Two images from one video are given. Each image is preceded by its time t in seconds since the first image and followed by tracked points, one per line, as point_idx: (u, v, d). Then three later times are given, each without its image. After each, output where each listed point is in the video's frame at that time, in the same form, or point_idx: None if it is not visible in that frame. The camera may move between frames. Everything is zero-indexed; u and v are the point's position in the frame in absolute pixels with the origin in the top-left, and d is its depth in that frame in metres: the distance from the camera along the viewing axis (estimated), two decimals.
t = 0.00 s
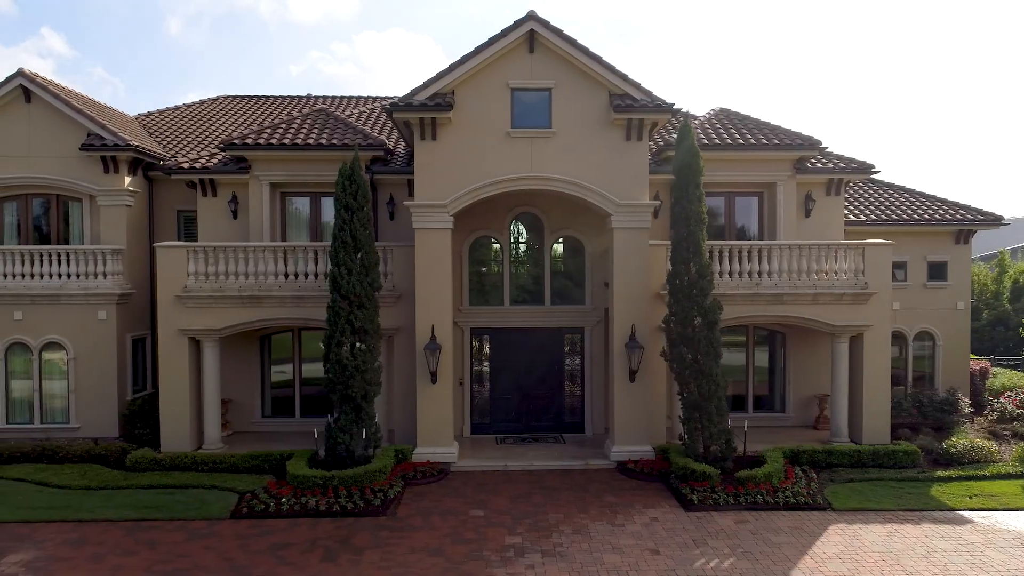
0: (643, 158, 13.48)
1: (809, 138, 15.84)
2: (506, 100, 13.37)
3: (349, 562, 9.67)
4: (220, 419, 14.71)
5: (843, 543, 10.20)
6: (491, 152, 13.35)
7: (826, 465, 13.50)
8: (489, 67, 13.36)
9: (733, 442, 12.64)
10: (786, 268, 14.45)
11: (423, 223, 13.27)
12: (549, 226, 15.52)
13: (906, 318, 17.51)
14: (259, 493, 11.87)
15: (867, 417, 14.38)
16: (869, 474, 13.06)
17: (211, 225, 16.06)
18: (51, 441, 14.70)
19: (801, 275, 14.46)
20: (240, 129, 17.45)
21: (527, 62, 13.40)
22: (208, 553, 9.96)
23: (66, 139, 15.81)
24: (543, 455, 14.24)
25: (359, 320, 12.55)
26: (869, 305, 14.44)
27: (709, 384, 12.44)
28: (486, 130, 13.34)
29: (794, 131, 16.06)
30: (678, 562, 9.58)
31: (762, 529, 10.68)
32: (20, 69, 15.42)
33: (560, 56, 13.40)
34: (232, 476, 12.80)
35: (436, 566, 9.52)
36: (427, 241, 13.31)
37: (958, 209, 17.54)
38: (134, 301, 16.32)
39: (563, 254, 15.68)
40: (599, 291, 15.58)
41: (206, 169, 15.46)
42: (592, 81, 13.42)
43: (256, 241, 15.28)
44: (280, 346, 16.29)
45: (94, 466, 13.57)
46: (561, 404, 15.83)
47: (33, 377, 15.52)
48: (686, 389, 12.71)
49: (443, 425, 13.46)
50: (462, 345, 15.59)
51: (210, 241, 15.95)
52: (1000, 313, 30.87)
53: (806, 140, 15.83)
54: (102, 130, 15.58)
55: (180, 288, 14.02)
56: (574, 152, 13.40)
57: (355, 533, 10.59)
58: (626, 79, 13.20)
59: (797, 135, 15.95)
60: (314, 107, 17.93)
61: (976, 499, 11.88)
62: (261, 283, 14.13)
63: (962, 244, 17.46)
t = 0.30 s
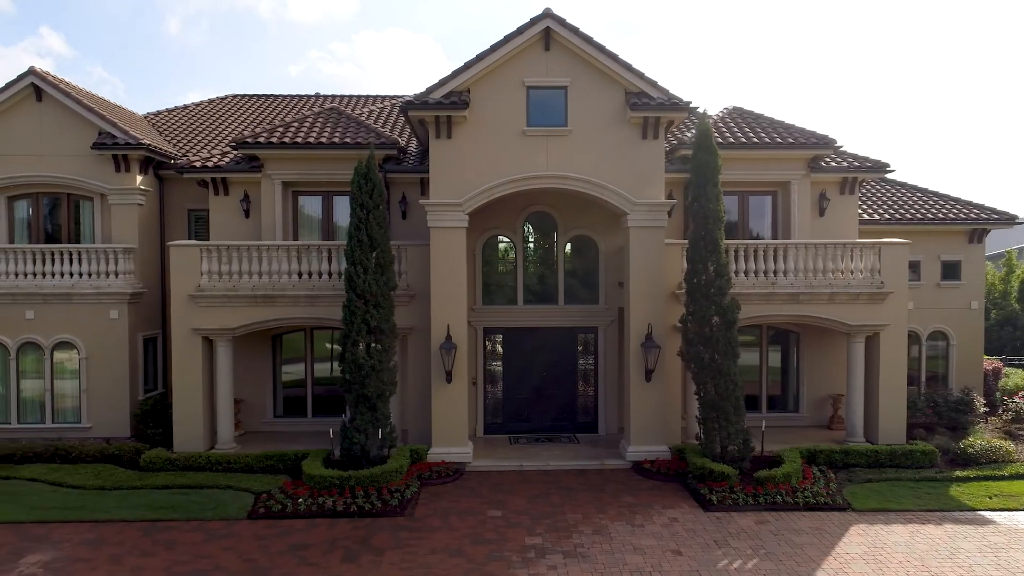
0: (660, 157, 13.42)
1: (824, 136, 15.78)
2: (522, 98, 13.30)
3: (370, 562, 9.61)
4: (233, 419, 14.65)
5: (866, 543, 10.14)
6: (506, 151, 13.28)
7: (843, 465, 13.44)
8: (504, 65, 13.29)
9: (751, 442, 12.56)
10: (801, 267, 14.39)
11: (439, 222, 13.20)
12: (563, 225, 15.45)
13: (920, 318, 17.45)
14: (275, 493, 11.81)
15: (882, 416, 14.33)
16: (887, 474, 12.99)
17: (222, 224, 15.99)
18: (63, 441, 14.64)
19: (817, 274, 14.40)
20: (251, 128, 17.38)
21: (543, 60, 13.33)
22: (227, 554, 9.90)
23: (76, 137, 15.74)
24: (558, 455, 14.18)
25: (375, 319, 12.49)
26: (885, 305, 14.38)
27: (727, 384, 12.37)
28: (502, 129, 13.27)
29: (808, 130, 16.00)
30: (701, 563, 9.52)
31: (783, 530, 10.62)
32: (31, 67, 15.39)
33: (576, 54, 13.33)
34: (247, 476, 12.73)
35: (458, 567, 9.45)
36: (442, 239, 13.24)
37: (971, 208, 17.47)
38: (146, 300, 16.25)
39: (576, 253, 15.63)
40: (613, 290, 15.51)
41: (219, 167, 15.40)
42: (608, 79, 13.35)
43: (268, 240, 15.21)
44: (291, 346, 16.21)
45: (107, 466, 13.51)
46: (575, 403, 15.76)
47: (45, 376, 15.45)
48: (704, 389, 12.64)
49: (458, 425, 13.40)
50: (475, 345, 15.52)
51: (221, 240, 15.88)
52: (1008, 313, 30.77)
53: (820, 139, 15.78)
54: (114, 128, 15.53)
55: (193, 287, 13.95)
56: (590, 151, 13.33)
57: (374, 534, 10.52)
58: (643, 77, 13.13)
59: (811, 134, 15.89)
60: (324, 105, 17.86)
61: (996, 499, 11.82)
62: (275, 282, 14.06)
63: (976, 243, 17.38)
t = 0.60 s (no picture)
0: (676, 155, 13.36)
1: (838, 135, 15.73)
2: (538, 96, 13.25)
3: (391, 563, 9.55)
4: (246, 418, 14.59)
5: (889, 543, 10.08)
6: (522, 149, 13.23)
7: (860, 465, 13.38)
8: (520, 62, 13.23)
9: (768, 442, 12.50)
10: (817, 266, 14.33)
11: (454, 220, 13.14)
12: (577, 225, 15.41)
13: (933, 317, 17.40)
14: (292, 493, 11.75)
15: (898, 416, 14.27)
16: (904, 474, 12.93)
17: (234, 223, 15.93)
18: (75, 441, 14.58)
19: (832, 273, 14.34)
20: (262, 127, 17.31)
21: (559, 58, 13.27)
22: (246, 554, 9.84)
23: (88, 136, 15.69)
24: (573, 455, 14.12)
25: (391, 318, 12.43)
26: (900, 304, 14.32)
27: (745, 383, 12.32)
28: (517, 127, 13.22)
29: (822, 128, 15.94)
30: (724, 564, 9.46)
31: (804, 530, 10.56)
32: (43, 66, 15.34)
33: (592, 52, 13.27)
34: (263, 476, 12.67)
35: (479, 567, 9.39)
36: (458, 238, 13.18)
37: (984, 207, 17.42)
38: (157, 299, 16.19)
39: (589, 252, 15.58)
40: (626, 289, 15.45)
41: (231, 166, 15.33)
42: (624, 77, 13.29)
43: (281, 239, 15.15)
44: (304, 345, 16.15)
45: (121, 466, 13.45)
46: (588, 403, 15.70)
47: (57, 375, 15.39)
48: (721, 388, 12.58)
49: (474, 424, 13.34)
50: (488, 344, 15.46)
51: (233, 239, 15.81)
52: (1016, 313, 30.69)
53: (834, 137, 15.72)
54: (126, 127, 15.48)
55: (207, 286, 13.89)
56: (606, 149, 13.28)
57: (393, 534, 10.46)
58: (660, 75, 13.08)
59: (825, 133, 15.84)
60: (335, 104, 17.79)
61: (1016, 499, 11.76)
62: (288, 281, 13.99)
63: (989, 242, 17.32)
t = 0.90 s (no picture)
0: (692, 154, 13.31)
1: (853, 133, 15.67)
2: (554, 94, 13.19)
3: (412, 563, 9.49)
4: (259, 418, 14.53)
5: (912, 544, 10.01)
6: (538, 147, 13.17)
7: (878, 465, 13.32)
8: (536, 60, 13.18)
9: (786, 442, 12.44)
10: (833, 265, 14.28)
11: (470, 219, 13.08)
12: (591, 224, 15.34)
13: (946, 317, 17.35)
14: (309, 493, 11.69)
15: (915, 416, 14.21)
16: (922, 474, 12.87)
17: (247, 222, 15.88)
18: (88, 441, 14.53)
19: (848, 272, 14.29)
20: (274, 126, 17.26)
21: (575, 56, 13.21)
22: (265, 554, 9.78)
23: (100, 134, 15.64)
24: (588, 454, 14.06)
25: (408, 318, 12.39)
26: (917, 303, 14.26)
27: (763, 383, 12.26)
28: (533, 126, 13.16)
29: (837, 127, 15.89)
30: (747, 564, 9.40)
31: (825, 530, 10.50)
32: (55, 64, 15.30)
33: (608, 50, 13.22)
34: (278, 476, 12.61)
35: (501, 567, 9.33)
36: (473, 237, 13.13)
37: (997, 206, 17.37)
38: (169, 299, 16.13)
39: (603, 251, 15.52)
40: (640, 288, 15.39)
41: (244, 165, 15.29)
42: (641, 75, 13.24)
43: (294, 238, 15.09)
44: (316, 345, 16.08)
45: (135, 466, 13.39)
46: (602, 402, 15.64)
47: (69, 375, 15.34)
48: (739, 388, 12.52)
49: (489, 424, 13.28)
50: (502, 344, 15.40)
51: (246, 238, 15.76)
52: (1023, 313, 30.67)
53: (849, 136, 15.66)
54: (138, 125, 15.43)
55: (221, 286, 13.83)
56: (623, 147, 13.22)
57: (412, 534, 10.41)
58: (677, 73, 13.03)
59: (839, 131, 15.78)
60: (347, 102, 17.74)
61: None
62: (302, 281, 13.94)
63: (1003, 241, 17.26)
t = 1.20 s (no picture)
0: (709, 152, 13.27)
1: (868, 132, 15.62)
2: (571, 93, 13.14)
3: (435, 563, 9.44)
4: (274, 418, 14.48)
5: (936, 544, 9.96)
6: (555, 146, 13.12)
7: (896, 465, 13.27)
8: (553, 58, 13.12)
9: (805, 442, 12.39)
10: (850, 264, 14.23)
11: (487, 218, 13.03)
12: (606, 223, 15.29)
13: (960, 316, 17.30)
14: (327, 493, 11.64)
15: (931, 415, 14.17)
16: (940, 474, 12.82)
17: (260, 221, 15.82)
18: (102, 441, 14.48)
19: (864, 271, 14.25)
20: (286, 124, 17.21)
21: (592, 54, 13.16)
22: (287, 555, 9.73)
23: (113, 133, 15.58)
24: (604, 454, 14.01)
25: (425, 317, 12.35)
26: (933, 302, 14.21)
27: (781, 383, 12.22)
28: (550, 124, 13.11)
29: (851, 126, 15.84)
30: (772, 565, 9.35)
31: (848, 531, 10.46)
32: (68, 62, 15.25)
33: (625, 49, 13.16)
34: (295, 476, 12.56)
35: (525, 568, 9.28)
36: (490, 236, 13.08)
37: (1011, 206, 17.32)
38: (182, 298, 16.08)
39: (618, 250, 15.47)
40: (655, 287, 15.34)
41: (258, 163, 15.22)
42: (658, 73, 13.19)
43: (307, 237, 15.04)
44: (329, 345, 16.03)
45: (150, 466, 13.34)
46: (616, 402, 15.58)
47: (82, 375, 15.28)
48: (758, 388, 12.48)
49: (506, 424, 13.24)
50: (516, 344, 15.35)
51: (259, 237, 15.70)
52: None
53: (864, 135, 15.61)
54: (151, 124, 15.39)
55: (236, 284, 13.78)
56: (640, 146, 13.18)
57: (433, 534, 10.36)
58: (694, 72, 12.99)
59: (854, 130, 15.73)
60: (358, 101, 17.68)
61: None
62: (317, 280, 13.88)
63: (1017, 240, 17.20)
